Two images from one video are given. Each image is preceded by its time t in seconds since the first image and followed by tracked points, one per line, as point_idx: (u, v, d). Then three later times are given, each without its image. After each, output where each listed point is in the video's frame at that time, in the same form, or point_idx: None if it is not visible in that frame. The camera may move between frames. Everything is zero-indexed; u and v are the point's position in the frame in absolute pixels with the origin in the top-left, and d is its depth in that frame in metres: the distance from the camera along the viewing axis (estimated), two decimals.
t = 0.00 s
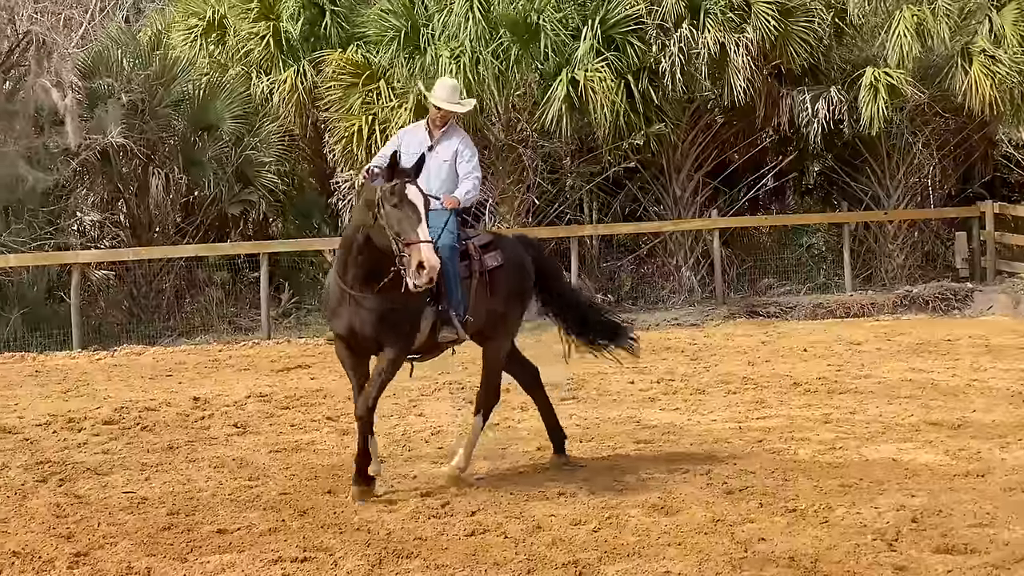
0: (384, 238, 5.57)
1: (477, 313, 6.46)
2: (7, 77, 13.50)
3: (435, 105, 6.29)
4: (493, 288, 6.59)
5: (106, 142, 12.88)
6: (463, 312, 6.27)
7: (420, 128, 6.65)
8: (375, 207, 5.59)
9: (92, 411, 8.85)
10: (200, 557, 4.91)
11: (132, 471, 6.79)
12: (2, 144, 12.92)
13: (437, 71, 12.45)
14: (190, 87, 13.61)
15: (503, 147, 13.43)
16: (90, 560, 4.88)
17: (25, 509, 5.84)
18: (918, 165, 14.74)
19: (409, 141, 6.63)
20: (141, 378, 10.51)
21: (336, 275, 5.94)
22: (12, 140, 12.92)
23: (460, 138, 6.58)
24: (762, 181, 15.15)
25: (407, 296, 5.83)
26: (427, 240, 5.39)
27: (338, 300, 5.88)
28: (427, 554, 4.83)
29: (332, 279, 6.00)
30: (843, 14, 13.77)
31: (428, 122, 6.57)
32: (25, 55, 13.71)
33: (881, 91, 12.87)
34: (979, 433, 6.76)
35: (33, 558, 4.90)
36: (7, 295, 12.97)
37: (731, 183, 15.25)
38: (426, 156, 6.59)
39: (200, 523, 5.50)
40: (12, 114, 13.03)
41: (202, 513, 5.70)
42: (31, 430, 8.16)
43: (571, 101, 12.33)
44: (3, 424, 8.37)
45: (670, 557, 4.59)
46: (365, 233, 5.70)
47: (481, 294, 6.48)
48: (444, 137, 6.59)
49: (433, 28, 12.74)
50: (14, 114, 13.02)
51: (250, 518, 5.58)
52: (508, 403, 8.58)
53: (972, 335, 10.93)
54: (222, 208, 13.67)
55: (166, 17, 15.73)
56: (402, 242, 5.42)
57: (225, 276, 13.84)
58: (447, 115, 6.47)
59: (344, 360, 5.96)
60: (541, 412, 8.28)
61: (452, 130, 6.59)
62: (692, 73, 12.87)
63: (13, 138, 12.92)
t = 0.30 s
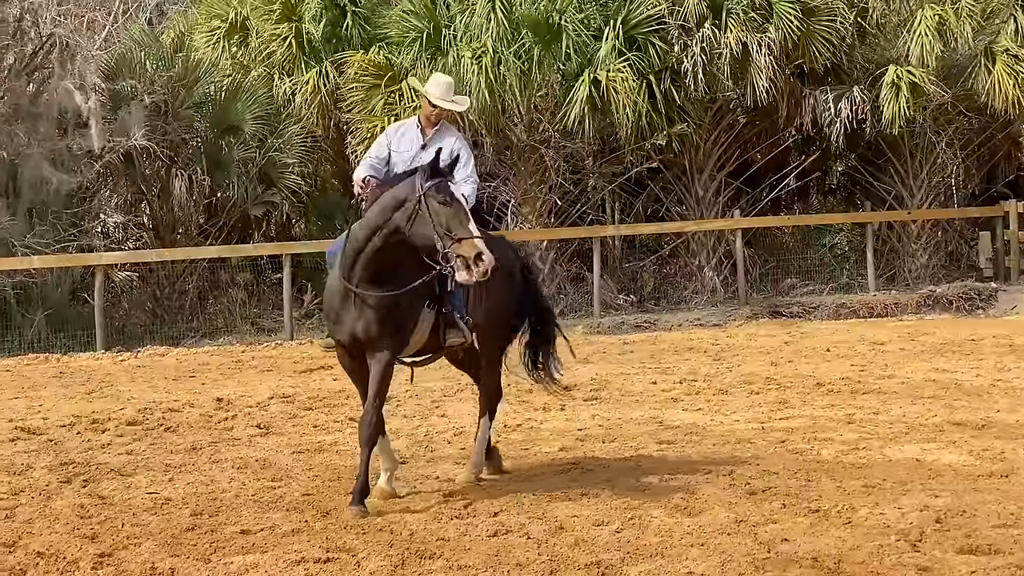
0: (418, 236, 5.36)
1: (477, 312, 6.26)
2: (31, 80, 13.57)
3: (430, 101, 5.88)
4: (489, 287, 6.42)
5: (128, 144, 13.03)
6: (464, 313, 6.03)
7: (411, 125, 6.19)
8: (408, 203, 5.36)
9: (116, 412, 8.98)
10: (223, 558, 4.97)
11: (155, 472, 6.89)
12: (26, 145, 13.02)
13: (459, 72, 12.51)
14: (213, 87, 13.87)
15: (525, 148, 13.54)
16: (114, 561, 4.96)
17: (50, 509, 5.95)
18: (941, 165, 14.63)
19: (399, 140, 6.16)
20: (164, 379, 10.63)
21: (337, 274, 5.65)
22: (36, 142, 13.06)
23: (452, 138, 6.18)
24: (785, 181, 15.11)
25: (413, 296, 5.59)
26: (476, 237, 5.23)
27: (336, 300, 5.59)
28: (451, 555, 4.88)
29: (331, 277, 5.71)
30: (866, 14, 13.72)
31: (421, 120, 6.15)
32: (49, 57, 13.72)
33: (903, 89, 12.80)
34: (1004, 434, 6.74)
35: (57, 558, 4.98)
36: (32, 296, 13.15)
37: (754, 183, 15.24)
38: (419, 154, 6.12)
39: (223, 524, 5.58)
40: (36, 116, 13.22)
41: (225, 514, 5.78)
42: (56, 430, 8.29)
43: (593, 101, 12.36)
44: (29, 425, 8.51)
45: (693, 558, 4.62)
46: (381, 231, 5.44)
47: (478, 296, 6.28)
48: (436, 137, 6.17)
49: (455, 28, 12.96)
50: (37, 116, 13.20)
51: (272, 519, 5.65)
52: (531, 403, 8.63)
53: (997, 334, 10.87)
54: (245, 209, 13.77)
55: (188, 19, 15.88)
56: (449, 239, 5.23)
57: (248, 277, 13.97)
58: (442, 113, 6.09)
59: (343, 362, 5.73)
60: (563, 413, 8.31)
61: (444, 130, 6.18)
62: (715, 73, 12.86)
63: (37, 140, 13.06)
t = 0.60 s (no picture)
0: (449, 261, 5.38)
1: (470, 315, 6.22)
2: (46, 82, 13.74)
3: (423, 97, 5.84)
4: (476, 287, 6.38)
5: (142, 147, 13.18)
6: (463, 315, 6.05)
7: (400, 119, 6.09)
8: (442, 226, 5.36)
9: (130, 413, 9.07)
10: (238, 559, 5.02)
11: (169, 473, 6.96)
12: (41, 148, 13.16)
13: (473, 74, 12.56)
14: (227, 90, 13.96)
15: (538, 149, 13.50)
16: (128, 562, 5.02)
17: (65, 510, 6.02)
18: (954, 165, 14.61)
19: (389, 135, 6.05)
20: (178, 381, 10.71)
21: (347, 283, 5.56)
22: (51, 144, 13.19)
23: (441, 131, 6.06)
24: (798, 182, 15.10)
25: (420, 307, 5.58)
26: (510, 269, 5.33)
27: (345, 311, 5.50)
28: (464, 556, 4.92)
29: (337, 286, 5.60)
30: (879, 15, 13.67)
31: (410, 114, 6.02)
32: (63, 59, 13.83)
33: (916, 90, 12.78)
34: (1018, 435, 6.75)
35: (72, 559, 5.05)
36: (46, 298, 13.29)
37: (767, 184, 15.23)
38: (410, 148, 6.02)
39: (237, 525, 5.63)
40: (51, 118, 13.31)
41: (240, 515, 5.84)
42: (71, 432, 8.38)
43: (607, 102, 12.36)
44: (45, 426, 8.60)
45: (706, 559, 4.64)
46: (408, 249, 5.44)
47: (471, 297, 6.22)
48: (427, 131, 6.06)
49: (469, 30, 12.93)
50: (52, 118, 13.30)
51: (287, 520, 5.71)
52: (544, 405, 8.66)
53: (1011, 335, 10.84)
54: (260, 210, 13.84)
55: (202, 21, 15.98)
56: (483, 269, 5.31)
57: (262, 280, 14.03)
58: (433, 107, 6.01)
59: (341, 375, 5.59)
60: (576, 414, 8.33)
61: (433, 123, 6.06)
62: (728, 74, 12.86)
63: (52, 142, 13.21)
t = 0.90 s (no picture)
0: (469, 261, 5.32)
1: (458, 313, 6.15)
2: (49, 83, 13.75)
3: (414, 100, 5.78)
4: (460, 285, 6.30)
5: (146, 148, 13.06)
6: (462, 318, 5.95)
7: (388, 119, 6.07)
8: (465, 227, 5.31)
9: (134, 415, 9.09)
10: (241, 560, 5.03)
11: (173, 475, 6.97)
12: (45, 150, 13.11)
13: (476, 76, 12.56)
14: (230, 91, 13.85)
15: (542, 150, 13.54)
16: (132, 564, 5.03)
17: (69, 512, 6.03)
18: (959, 167, 14.55)
19: (376, 135, 6.03)
20: (182, 382, 10.73)
21: (355, 281, 5.44)
22: (55, 145, 13.16)
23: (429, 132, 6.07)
24: (802, 183, 15.09)
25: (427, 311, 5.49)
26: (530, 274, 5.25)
27: (353, 310, 5.36)
28: (468, 558, 4.92)
29: (343, 285, 5.47)
30: (882, 16, 13.65)
31: (398, 114, 5.99)
32: (66, 61, 13.92)
33: (918, 93, 12.78)
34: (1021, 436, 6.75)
35: (76, 561, 5.06)
36: (50, 300, 13.28)
37: (771, 186, 15.22)
38: (398, 150, 6.02)
39: (241, 526, 5.64)
40: (54, 120, 13.33)
41: (243, 517, 5.85)
42: (75, 433, 8.40)
43: (610, 103, 12.35)
44: (49, 428, 8.61)
45: (710, 560, 4.65)
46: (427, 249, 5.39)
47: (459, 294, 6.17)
48: (415, 132, 6.05)
49: (472, 33, 12.90)
50: (56, 120, 13.31)
51: (290, 521, 5.72)
52: (547, 406, 8.66)
53: (1014, 336, 10.83)
54: (263, 212, 13.92)
55: (206, 24, 16.02)
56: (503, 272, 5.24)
57: (266, 281, 14.04)
58: (422, 109, 5.98)
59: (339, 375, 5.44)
60: (580, 416, 8.33)
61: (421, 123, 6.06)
62: (731, 76, 12.85)
63: (55, 144, 13.18)
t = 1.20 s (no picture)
0: (488, 257, 5.14)
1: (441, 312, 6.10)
2: (44, 85, 13.63)
3: (408, 96, 5.67)
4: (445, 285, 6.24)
5: (141, 150, 13.05)
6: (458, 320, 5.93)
7: (371, 116, 5.91)
8: (484, 222, 5.17)
9: (129, 417, 9.05)
10: (236, 562, 5.02)
11: (168, 477, 6.95)
12: (39, 152, 13.09)
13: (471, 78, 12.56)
14: (226, 94, 13.86)
15: (536, 152, 13.49)
16: (126, 566, 5.01)
17: (63, 514, 6.01)
18: (953, 170, 14.57)
19: (362, 132, 5.87)
20: (177, 385, 10.70)
21: (371, 282, 5.31)
22: (50, 148, 13.11)
23: (412, 129, 6.01)
24: (797, 186, 15.12)
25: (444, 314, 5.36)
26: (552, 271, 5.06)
27: (371, 312, 5.23)
28: (462, 560, 4.91)
29: (358, 285, 5.33)
30: (877, 20, 13.67)
31: (384, 111, 5.86)
32: (62, 63, 13.77)
33: (913, 97, 12.79)
34: (1014, 439, 6.78)
35: (71, 563, 5.04)
36: (45, 302, 13.23)
37: (765, 189, 15.23)
38: (387, 147, 5.90)
39: (235, 529, 5.63)
40: (49, 122, 13.22)
41: (238, 519, 5.83)
42: (69, 436, 8.37)
43: (605, 106, 12.36)
44: (43, 430, 8.59)
45: (704, 562, 4.65)
46: (444, 248, 5.24)
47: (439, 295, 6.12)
48: (401, 130, 5.96)
49: (468, 36, 12.90)
50: (51, 122, 13.20)
51: (285, 523, 5.71)
52: (542, 409, 8.65)
53: (1009, 339, 10.85)
54: (258, 214, 13.89)
55: (202, 26, 16.00)
56: (522, 267, 5.05)
57: (260, 283, 14.00)
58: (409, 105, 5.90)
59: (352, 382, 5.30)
60: (574, 418, 8.32)
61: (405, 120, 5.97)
62: (726, 79, 12.87)
63: (51, 147, 13.12)
